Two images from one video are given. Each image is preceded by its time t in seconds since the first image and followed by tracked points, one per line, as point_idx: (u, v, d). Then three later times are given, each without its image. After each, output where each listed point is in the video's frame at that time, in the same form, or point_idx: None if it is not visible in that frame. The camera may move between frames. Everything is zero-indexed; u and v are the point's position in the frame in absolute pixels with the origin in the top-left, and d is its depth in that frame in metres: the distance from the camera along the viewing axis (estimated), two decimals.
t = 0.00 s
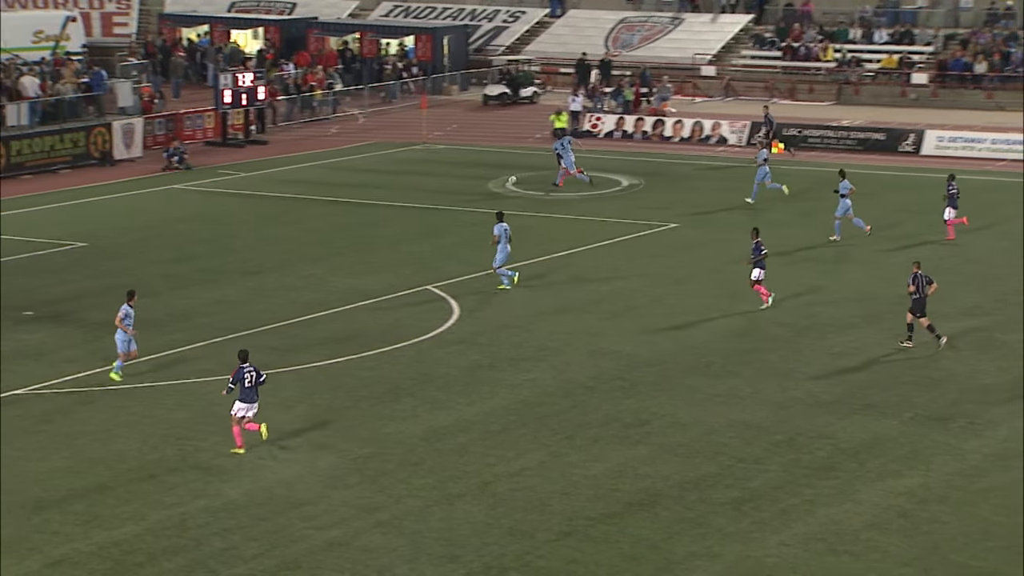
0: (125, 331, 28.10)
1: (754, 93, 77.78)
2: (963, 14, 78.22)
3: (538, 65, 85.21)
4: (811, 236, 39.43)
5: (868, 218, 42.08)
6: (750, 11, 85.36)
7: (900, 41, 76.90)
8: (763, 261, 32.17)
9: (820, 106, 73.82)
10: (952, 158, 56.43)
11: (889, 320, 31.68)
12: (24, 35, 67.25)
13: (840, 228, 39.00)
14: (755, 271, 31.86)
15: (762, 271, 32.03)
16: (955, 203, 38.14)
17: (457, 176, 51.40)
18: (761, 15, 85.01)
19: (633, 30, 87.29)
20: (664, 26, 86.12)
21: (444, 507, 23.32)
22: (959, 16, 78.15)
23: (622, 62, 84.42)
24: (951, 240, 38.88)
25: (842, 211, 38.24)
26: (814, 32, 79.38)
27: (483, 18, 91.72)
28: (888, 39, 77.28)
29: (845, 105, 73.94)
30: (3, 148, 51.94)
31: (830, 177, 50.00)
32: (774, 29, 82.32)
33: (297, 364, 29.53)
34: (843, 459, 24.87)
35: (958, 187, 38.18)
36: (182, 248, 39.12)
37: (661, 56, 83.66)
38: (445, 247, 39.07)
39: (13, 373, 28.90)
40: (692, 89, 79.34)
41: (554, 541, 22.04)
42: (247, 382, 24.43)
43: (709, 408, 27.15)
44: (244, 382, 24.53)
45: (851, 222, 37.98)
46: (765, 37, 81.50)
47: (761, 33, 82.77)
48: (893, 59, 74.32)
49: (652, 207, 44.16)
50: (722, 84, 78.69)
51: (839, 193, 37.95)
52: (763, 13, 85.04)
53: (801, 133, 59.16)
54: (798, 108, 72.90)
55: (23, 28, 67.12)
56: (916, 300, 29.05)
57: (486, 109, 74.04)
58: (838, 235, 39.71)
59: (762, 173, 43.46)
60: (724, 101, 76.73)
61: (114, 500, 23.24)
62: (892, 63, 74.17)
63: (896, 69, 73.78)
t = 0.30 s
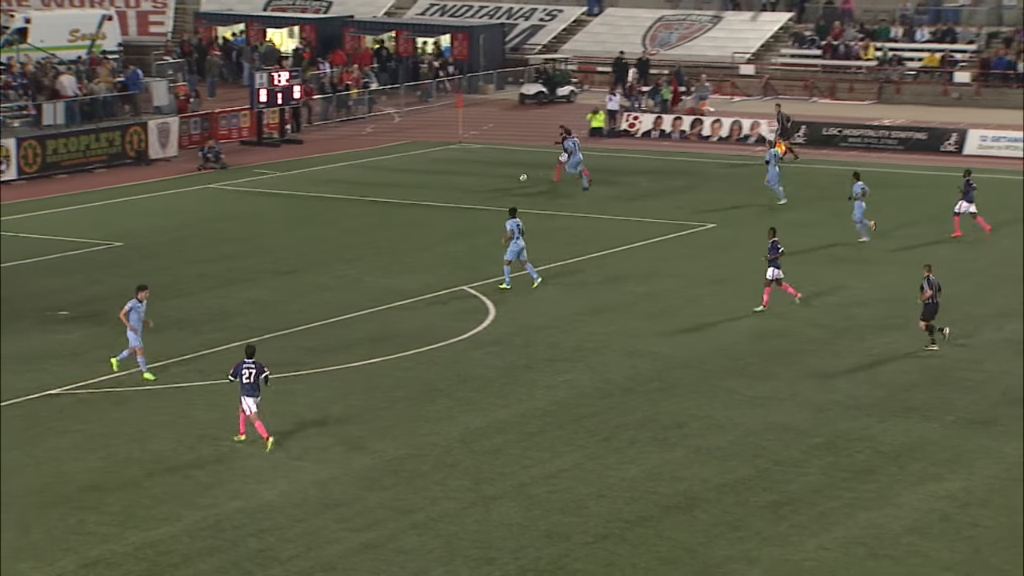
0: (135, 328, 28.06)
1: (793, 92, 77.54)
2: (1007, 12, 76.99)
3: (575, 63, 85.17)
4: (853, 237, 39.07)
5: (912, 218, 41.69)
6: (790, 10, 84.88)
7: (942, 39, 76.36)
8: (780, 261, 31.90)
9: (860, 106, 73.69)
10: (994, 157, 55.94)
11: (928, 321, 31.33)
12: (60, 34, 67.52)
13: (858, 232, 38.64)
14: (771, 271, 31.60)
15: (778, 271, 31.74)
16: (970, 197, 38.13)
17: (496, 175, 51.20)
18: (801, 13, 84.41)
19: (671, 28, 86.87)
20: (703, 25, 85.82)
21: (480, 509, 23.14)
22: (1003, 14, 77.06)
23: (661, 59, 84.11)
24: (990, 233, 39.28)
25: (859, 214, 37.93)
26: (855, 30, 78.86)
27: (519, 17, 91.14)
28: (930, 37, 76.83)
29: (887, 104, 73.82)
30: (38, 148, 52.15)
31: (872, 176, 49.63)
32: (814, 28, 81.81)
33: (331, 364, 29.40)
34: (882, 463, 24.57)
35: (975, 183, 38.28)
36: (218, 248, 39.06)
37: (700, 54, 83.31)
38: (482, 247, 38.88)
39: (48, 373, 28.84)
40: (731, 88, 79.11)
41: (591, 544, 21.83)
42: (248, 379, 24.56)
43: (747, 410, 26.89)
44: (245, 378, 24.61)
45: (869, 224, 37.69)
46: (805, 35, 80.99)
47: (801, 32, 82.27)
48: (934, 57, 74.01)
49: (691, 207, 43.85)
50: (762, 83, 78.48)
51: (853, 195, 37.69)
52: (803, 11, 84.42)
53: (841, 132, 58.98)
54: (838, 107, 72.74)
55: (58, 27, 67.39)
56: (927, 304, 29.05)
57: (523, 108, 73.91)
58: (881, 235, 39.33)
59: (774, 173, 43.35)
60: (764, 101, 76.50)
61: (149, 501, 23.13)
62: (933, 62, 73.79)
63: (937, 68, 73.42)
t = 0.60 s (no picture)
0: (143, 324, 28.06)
1: (823, 91, 77.27)
2: None
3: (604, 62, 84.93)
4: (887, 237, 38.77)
5: (945, 218, 41.36)
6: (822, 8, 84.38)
7: (976, 38, 75.78)
8: (792, 265, 31.72)
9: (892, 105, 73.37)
10: None
11: (961, 323, 31.04)
12: (88, 33, 67.69)
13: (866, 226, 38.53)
14: (783, 275, 31.41)
15: (789, 275, 31.57)
16: (983, 200, 37.97)
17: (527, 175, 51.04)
18: (833, 11, 83.79)
19: (701, 27, 86.33)
20: (734, 23, 85.41)
21: (507, 510, 22.98)
22: None
23: (691, 59, 83.54)
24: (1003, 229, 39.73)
25: (869, 209, 37.84)
26: (887, 28, 78.29)
27: (548, 15, 90.82)
28: (964, 36, 76.15)
29: (920, 102, 73.34)
30: (66, 147, 52.20)
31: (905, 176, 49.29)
32: (846, 26, 81.25)
33: (359, 365, 29.29)
34: (914, 465, 24.32)
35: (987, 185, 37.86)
36: (246, 247, 38.99)
37: (730, 53, 82.74)
38: (511, 247, 38.69)
39: (75, 373, 28.80)
40: (762, 87, 78.22)
41: (619, 547, 21.63)
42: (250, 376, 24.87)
43: (776, 412, 26.67)
44: (246, 374, 24.95)
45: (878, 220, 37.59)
46: (837, 33, 80.17)
47: (833, 30, 81.70)
48: (968, 56, 73.66)
49: (722, 207, 43.60)
50: (792, 82, 78.07)
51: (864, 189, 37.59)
52: (836, 10, 83.78)
53: (873, 132, 58.98)
54: (870, 106, 72.77)
55: (88, 25, 67.53)
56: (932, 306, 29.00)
57: (552, 107, 73.72)
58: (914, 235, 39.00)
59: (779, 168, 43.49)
60: (795, 100, 76.17)
61: (175, 501, 23.05)
62: (967, 60, 73.46)
63: (971, 67, 73.12)
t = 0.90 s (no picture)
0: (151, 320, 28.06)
1: (859, 90, 77.51)
2: None
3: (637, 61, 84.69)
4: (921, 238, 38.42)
5: (981, 218, 40.96)
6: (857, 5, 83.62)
7: (1013, 36, 75.19)
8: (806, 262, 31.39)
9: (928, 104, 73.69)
10: None
11: (997, 325, 30.69)
12: (117, 31, 67.63)
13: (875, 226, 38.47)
14: (798, 272, 31.12)
15: (805, 273, 31.26)
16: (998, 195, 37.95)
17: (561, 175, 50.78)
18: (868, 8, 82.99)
19: (734, 24, 85.88)
20: (767, 21, 84.85)
21: (539, 512, 22.76)
22: None
23: (724, 57, 83.11)
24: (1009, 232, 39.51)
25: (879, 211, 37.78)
26: (922, 26, 77.79)
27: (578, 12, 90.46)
28: (1001, 33, 75.73)
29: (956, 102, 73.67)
30: (95, 145, 52.17)
31: (941, 175, 48.85)
32: (882, 23, 80.92)
33: (389, 365, 29.07)
34: (950, 468, 24.01)
35: (1006, 178, 38.00)
36: (275, 247, 38.85)
37: (763, 52, 82.35)
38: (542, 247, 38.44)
39: (103, 373, 28.68)
40: (795, 86, 79.28)
41: (650, 550, 21.38)
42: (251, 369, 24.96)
43: (811, 414, 26.38)
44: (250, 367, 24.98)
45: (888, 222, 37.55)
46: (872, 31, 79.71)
47: (868, 27, 81.28)
48: (1005, 53, 73.34)
49: (755, 207, 43.28)
50: (826, 81, 78.45)
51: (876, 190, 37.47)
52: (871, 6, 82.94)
53: (909, 131, 58.75)
54: (906, 104, 72.66)
55: (117, 23, 67.53)
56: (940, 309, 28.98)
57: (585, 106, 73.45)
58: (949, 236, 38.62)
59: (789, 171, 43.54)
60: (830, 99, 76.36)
61: (204, 502, 22.89)
62: (1004, 58, 73.21)
63: (1008, 65, 72.99)
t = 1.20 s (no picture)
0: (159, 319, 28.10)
1: (897, 89, 76.43)
2: None
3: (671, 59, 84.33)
4: (959, 237, 38.09)
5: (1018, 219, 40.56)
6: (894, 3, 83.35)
7: None
8: (826, 267, 30.98)
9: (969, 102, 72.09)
10: None
11: None
12: (149, 29, 67.72)
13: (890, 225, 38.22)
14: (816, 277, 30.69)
15: (823, 278, 30.88)
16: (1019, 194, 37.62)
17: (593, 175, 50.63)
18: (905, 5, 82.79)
19: (770, 23, 85.24)
20: (803, 18, 84.45)
21: (571, 514, 22.52)
22: None
23: (759, 55, 82.74)
24: None
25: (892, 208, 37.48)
26: (961, 24, 77.32)
27: (613, 10, 90.03)
28: None
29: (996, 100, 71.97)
30: (126, 145, 52.24)
31: (979, 176, 48.44)
32: (919, 22, 80.57)
33: (421, 366, 28.90)
34: (988, 472, 23.68)
35: None
36: (305, 247, 38.73)
37: (798, 49, 82.00)
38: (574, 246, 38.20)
39: (135, 373, 28.57)
40: (832, 84, 77.73)
41: (684, 553, 21.12)
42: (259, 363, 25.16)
43: (846, 416, 26.08)
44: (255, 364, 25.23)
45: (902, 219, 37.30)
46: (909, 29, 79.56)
47: (906, 25, 80.81)
48: None
49: (790, 207, 42.99)
50: (864, 79, 77.25)
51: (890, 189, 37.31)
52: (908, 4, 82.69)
53: (947, 130, 58.34)
54: (944, 104, 71.51)
55: (148, 22, 67.63)
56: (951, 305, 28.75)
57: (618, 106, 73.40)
58: (987, 236, 38.23)
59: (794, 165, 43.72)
60: (866, 97, 75.46)
61: (235, 503, 22.74)
62: None
63: None
